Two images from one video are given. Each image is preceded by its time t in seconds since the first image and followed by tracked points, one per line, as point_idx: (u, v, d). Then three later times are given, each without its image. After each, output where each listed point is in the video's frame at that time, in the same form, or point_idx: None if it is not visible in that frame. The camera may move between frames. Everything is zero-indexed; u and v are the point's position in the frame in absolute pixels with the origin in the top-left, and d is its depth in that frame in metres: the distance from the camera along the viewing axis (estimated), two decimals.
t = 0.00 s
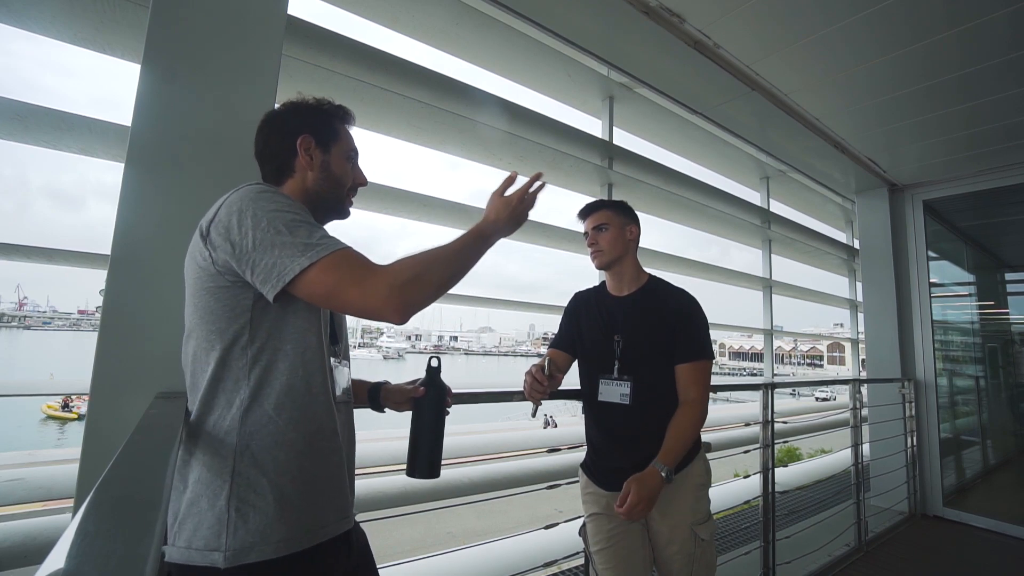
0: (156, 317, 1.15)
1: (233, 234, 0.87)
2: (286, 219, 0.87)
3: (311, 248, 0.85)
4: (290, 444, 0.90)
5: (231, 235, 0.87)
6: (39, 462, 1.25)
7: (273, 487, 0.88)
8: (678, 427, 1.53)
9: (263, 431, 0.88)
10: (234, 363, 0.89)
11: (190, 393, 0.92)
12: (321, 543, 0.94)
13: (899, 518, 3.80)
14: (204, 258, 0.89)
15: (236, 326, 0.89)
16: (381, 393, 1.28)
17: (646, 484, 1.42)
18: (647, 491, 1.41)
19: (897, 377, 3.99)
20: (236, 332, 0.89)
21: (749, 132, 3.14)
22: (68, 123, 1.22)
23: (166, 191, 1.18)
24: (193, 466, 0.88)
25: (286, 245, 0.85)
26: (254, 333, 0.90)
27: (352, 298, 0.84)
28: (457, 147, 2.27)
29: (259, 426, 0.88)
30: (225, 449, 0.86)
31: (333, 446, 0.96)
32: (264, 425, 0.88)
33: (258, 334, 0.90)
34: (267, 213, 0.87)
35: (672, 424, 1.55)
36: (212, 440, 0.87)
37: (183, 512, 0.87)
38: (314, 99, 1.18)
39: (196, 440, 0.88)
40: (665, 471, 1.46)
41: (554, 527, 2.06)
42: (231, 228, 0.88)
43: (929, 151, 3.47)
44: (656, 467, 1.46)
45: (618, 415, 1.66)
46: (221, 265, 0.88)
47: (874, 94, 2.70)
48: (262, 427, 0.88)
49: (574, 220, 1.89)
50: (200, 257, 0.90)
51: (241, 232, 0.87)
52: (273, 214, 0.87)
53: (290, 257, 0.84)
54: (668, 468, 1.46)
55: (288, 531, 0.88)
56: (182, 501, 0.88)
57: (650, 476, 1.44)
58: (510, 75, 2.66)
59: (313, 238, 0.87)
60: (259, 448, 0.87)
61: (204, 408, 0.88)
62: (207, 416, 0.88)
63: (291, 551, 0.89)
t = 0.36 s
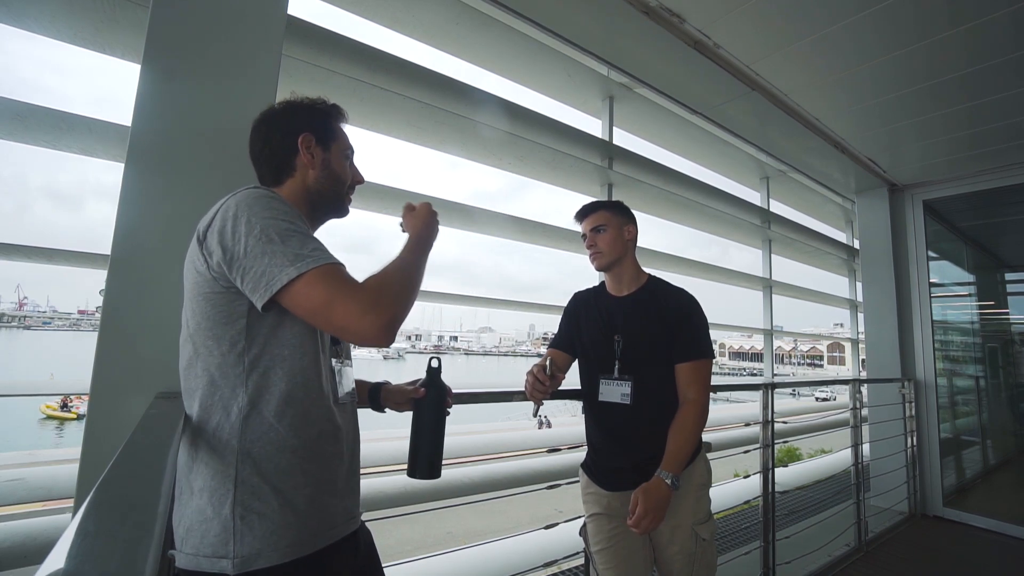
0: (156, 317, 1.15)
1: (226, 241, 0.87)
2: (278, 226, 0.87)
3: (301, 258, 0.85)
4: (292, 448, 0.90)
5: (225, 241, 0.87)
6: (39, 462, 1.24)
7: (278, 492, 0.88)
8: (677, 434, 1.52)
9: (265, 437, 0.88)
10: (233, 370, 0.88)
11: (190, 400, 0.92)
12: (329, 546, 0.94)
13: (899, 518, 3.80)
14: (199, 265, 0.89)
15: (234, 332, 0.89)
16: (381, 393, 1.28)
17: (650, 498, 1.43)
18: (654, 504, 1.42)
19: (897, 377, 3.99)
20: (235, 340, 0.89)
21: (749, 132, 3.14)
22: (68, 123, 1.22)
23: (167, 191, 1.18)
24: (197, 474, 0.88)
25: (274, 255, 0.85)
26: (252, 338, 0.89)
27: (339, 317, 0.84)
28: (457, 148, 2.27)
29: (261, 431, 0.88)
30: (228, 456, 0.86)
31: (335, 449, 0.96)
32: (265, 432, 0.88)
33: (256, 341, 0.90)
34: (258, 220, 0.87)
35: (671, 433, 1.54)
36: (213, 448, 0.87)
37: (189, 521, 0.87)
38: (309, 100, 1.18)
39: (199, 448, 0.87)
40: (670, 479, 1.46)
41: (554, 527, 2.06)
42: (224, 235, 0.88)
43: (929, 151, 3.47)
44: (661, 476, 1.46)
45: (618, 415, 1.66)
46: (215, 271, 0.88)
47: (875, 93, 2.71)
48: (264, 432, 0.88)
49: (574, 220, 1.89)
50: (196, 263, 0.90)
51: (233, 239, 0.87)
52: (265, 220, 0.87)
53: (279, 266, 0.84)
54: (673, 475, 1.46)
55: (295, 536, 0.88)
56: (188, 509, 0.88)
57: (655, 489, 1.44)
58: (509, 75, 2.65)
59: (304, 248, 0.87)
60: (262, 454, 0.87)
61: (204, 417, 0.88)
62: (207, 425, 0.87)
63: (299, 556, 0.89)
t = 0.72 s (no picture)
0: (156, 317, 1.15)
1: (222, 244, 0.87)
2: (274, 231, 0.87)
3: (295, 267, 0.85)
4: (292, 450, 0.90)
5: (221, 244, 0.87)
6: (40, 462, 1.25)
7: (279, 493, 0.88)
8: (676, 436, 1.52)
9: (265, 439, 0.88)
10: (231, 373, 0.88)
11: (187, 403, 0.92)
12: (329, 547, 0.95)
13: (899, 518, 3.80)
14: (197, 267, 0.90)
15: (232, 334, 0.89)
16: (381, 393, 1.28)
17: (646, 497, 1.43)
18: (653, 506, 1.43)
19: (897, 377, 3.99)
20: (233, 342, 0.88)
21: (749, 132, 3.14)
22: (68, 123, 1.22)
23: (166, 191, 1.18)
24: (197, 477, 0.87)
25: (268, 262, 0.84)
26: (249, 341, 0.89)
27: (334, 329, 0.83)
28: (457, 148, 2.27)
29: (261, 433, 0.88)
30: (228, 459, 0.86)
31: (334, 450, 0.96)
32: (266, 433, 0.88)
33: (254, 343, 0.89)
34: (254, 225, 0.87)
35: (670, 432, 1.54)
36: (213, 451, 0.86)
37: (190, 524, 0.87)
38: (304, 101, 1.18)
39: (199, 451, 0.87)
40: (667, 481, 1.46)
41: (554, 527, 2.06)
42: (221, 238, 0.88)
43: (929, 151, 3.47)
44: (660, 477, 1.46)
45: (618, 415, 1.66)
46: (212, 274, 0.89)
47: (875, 93, 2.70)
48: (264, 435, 0.88)
49: (575, 220, 1.89)
50: (194, 266, 0.91)
51: (229, 243, 0.87)
52: (261, 224, 0.87)
53: (272, 274, 0.84)
54: (672, 477, 1.46)
55: (296, 538, 0.88)
56: (188, 512, 0.88)
57: (654, 490, 1.44)
58: (509, 75, 2.65)
59: (299, 256, 0.86)
60: (262, 457, 0.87)
61: (202, 420, 0.88)
62: (206, 427, 0.87)
63: (302, 557, 0.89)
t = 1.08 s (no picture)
0: (157, 316, 1.15)
1: (245, 232, 0.87)
2: (301, 220, 0.89)
3: (329, 248, 0.88)
4: (298, 441, 0.90)
5: (243, 232, 0.87)
6: (40, 462, 1.25)
7: (282, 484, 0.88)
8: (677, 433, 1.52)
9: (272, 429, 0.88)
10: (241, 362, 0.88)
11: (191, 392, 0.91)
12: (328, 541, 0.95)
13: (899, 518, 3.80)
14: (211, 254, 0.89)
15: (244, 323, 0.89)
16: (381, 393, 1.28)
17: (648, 497, 1.43)
18: (654, 507, 1.42)
19: (897, 377, 4.00)
20: (242, 332, 0.89)
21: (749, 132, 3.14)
22: (68, 123, 1.22)
23: (167, 191, 1.18)
24: (198, 467, 0.87)
25: (301, 246, 0.86)
26: (261, 330, 0.90)
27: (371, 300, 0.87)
28: (457, 148, 2.27)
29: (266, 424, 0.88)
30: (234, 448, 0.86)
31: (339, 444, 0.96)
32: (271, 423, 0.88)
33: (263, 333, 0.90)
34: (280, 213, 0.89)
35: (670, 429, 1.55)
36: (217, 440, 0.87)
37: (189, 513, 0.86)
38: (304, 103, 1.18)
39: (202, 441, 0.87)
40: (668, 481, 1.46)
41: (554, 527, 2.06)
42: (243, 224, 0.88)
43: (930, 151, 3.47)
44: (661, 478, 1.46)
45: (618, 415, 1.66)
46: (231, 261, 0.88)
47: (875, 93, 2.70)
48: (269, 425, 0.88)
49: (576, 220, 1.89)
50: (207, 253, 0.90)
51: (253, 229, 0.87)
52: (286, 212, 0.89)
53: (307, 257, 0.86)
54: (673, 478, 1.46)
55: (298, 529, 0.89)
56: (187, 502, 0.87)
57: (653, 490, 1.44)
58: (509, 75, 2.65)
59: (328, 239, 0.89)
60: (268, 447, 0.87)
61: (209, 408, 0.88)
62: (212, 417, 0.88)
63: (300, 548, 0.89)
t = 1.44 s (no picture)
0: (157, 316, 1.15)
1: (254, 232, 0.87)
2: (309, 222, 0.90)
3: (335, 257, 0.89)
4: (299, 442, 0.90)
5: (252, 231, 0.87)
6: (40, 462, 1.25)
7: (282, 484, 0.88)
8: (677, 434, 1.52)
9: (273, 430, 0.88)
10: (243, 361, 0.88)
11: (191, 390, 0.91)
12: (325, 542, 0.95)
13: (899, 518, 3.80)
14: (219, 253, 0.89)
15: (248, 323, 0.89)
16: (381, 393, 1.28)
17: (646, 496, 1.43)
18: (653, 506, 1.42)
19: (897, 377, 4.00)
20: (244, 331, 0.89)
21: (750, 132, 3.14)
22: (68, 123, 1.22)
23: (167, 191, 1.18)
24: (197, 465, 0.87)
25: (309, 250, 0.87)
26: (264, 331, 0.90)
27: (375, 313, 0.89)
28: (457, 148, 2.27)
29: (268, 423, 0.88)
30: (235, 447, 0.86)
31: (338, 446, 0.97)
32: (272, 422, 0.88)
33: (266, 333, 0.90)
34: (288, 215, 0.89)
35: (671, 429, 1.54)
36: (218, 439, 0.86)
37: (186, 512, 0.86)
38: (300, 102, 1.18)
39: (203, 439, 0.87)
40: (667, 480, 1.46)
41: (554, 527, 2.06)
42: (252, 225, 0.88)
43: (930, 151, 3.47)
44: (659, 477, 1.46)
45: (618, 415, 1.66)
46: (238, 261, 0.88)
47: (875, 93, 2.70)
48: (271, 425, 0.88)
49: (576, 220, 1.89)
50: (213, 251, 0.89)
51: (262, 230, 0.88)
52: (295, 216, 0.90)
53: (314, 262, 0.87)
54: (672, 477, 1.46)
55: (296, 529, 0.89)
56: (185, 500, 0.87)
57: (652, 489, 1.44)
58: (509, 75, 2.66)
59: (334, 247, 0.90)
60: (269, 447, 0.87)
61: (210, 407, 0.88)
62: (213, 415, 0.87)
63: (299, 549, 0.89)
